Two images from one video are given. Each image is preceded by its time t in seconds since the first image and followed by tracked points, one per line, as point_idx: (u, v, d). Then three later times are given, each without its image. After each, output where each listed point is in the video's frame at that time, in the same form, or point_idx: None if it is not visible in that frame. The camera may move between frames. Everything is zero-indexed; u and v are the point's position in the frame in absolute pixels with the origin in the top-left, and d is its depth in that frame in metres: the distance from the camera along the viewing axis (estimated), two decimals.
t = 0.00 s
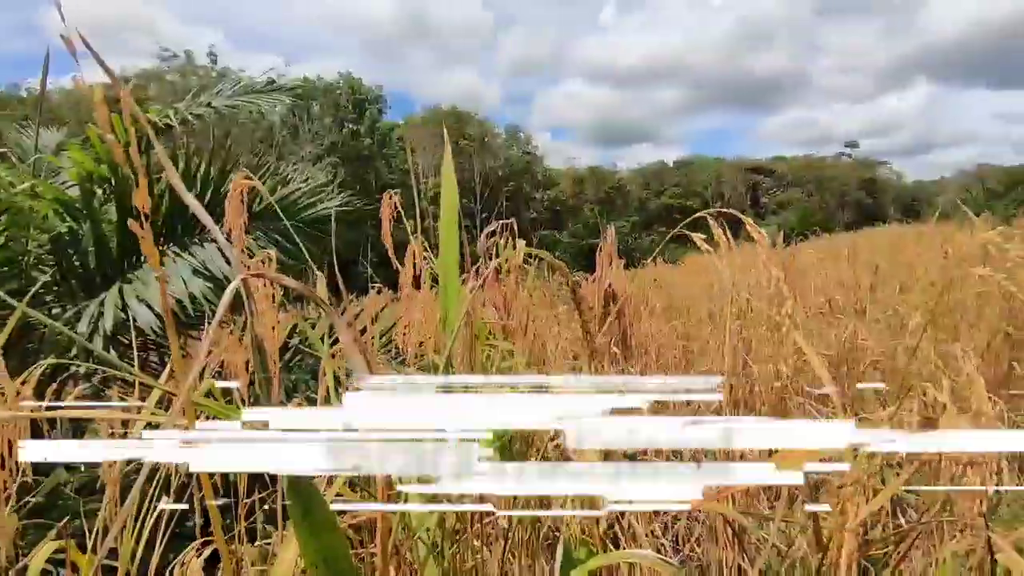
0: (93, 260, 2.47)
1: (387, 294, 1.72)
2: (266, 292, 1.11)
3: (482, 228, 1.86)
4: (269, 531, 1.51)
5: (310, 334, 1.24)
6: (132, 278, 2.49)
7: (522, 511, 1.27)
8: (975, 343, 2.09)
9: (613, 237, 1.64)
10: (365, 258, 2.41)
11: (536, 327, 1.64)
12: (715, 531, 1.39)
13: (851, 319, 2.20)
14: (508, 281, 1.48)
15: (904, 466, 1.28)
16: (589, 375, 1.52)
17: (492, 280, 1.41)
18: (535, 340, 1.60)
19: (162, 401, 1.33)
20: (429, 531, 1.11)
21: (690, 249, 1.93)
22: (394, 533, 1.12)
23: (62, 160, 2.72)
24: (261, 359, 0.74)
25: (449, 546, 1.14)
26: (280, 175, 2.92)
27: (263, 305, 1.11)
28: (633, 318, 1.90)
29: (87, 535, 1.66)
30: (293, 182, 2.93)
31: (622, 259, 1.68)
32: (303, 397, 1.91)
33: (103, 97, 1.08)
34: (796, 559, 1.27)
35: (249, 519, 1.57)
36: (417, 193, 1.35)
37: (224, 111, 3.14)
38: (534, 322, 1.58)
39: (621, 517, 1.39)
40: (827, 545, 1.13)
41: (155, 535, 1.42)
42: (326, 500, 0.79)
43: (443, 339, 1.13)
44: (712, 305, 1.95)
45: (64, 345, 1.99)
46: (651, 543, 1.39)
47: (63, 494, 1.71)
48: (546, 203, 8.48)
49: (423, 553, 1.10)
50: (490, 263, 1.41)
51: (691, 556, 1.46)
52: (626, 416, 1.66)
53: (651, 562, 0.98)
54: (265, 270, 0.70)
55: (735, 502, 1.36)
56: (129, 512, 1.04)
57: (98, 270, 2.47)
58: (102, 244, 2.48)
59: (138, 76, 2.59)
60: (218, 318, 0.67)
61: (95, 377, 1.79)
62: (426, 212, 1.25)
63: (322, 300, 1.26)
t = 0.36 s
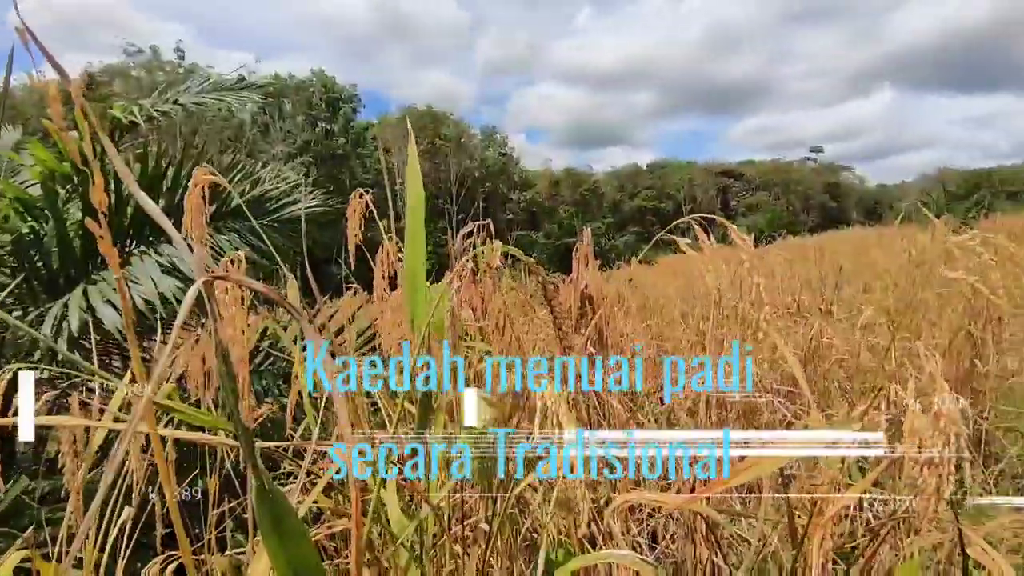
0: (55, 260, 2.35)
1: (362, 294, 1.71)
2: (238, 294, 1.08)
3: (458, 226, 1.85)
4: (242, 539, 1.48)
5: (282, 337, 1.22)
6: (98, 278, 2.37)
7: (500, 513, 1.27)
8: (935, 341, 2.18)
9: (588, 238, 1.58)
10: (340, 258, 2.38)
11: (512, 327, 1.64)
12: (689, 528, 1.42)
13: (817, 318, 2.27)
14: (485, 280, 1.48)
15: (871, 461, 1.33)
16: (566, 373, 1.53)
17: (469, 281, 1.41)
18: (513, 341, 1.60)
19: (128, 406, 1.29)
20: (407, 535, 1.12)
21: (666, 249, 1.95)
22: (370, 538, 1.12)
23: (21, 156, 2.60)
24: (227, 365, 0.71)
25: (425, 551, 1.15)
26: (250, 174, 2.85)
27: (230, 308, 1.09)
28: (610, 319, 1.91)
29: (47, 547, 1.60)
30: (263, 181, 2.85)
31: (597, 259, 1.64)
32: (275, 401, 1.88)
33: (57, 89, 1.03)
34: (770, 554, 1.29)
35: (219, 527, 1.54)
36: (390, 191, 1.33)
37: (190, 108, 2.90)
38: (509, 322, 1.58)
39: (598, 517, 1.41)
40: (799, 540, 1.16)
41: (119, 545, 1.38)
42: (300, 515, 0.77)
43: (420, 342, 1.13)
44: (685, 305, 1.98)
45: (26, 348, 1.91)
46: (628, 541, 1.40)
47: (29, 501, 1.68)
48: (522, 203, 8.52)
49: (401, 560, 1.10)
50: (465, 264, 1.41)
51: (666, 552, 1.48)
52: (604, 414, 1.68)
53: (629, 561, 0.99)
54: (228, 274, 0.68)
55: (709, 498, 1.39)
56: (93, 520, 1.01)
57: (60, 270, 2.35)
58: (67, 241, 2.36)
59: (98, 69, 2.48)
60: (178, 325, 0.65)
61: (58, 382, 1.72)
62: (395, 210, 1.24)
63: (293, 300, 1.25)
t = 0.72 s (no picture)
0: (16, 261, 2.24)
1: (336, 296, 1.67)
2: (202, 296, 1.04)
3: (433, 226, 1.83)
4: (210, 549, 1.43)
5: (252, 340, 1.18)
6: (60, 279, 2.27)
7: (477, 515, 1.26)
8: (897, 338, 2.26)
9: (563, 236, 1.60)
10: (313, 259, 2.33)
11: (489, 328, 1.63)
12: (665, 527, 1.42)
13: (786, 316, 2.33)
14: (461, 281, 1.47)
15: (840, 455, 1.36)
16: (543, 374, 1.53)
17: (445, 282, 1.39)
18: (489, 341, 1.58)
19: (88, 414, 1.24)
20: (383, 540, 1.10)
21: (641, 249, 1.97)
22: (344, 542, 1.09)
23: None
24: (187, 368, 0.67)
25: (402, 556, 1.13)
26: (218, 173, 2.76)
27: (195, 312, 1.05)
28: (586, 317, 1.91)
29: None
30: (232, 178, 2.76)
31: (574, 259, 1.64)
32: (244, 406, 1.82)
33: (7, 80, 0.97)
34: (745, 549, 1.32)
35: (188, 538, 1.49)
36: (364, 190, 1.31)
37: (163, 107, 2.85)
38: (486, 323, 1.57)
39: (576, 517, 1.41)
40: (772, 535, 1.18)
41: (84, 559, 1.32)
42: (268, 526, 0.74)
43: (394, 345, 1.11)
44: (658, 303, 1.98)
45: None
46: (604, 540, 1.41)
47: None
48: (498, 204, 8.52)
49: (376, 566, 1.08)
50: (441, 264, 1.39)
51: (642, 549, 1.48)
52: (581, 414, 1.68)
53: (608, 560, 0.99)
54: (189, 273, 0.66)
55: (685, 495, 1.41)
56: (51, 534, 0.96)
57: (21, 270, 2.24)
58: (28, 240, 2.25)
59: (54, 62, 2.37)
60: (136, 333, 0.60)
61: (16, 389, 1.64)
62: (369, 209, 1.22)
63: (263, 302, 1.21)
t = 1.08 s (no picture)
0: None
1: (310, 298, 1.64)
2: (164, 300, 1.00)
3: (410, 226, 1.81)
4: (183, 558, 1.40)
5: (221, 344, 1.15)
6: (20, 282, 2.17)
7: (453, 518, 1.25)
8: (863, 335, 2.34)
9: (542, 234, 1.57)
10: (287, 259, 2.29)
11: (466, 329, 1.63)
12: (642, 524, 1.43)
13: (757, 314, 2.38)
14: (438, 281, 1.46)
15: (809, 450, 1.40)
16: (520, 373, 1.53)
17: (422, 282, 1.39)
18: (467, 341, 1.58)
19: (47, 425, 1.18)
20: (360, 543, 1.10)
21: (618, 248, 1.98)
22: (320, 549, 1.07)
23: None
24: (147, 377, 0.65)
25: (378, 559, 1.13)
26: (186, 171, 2.68)
27: (158, 316, 1.02)
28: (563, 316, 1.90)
29: None
30: (201, 177, 2.69)
31: (553, 259, 1.64)
32: (214, 411, 1.78)
33: None
34: (719, 543, 1.35)
35: (158, 546, 1.45)
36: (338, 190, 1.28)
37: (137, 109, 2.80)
38: (462, 323, 1.57)
39: (554, 516, 1.42)
40: (745, 529, 1.21)
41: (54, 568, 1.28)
42: (238, 537, 0.72)
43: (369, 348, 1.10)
44: (634, 303, 2.00)
45: None
46: (584, 538, 1.42)
47: None
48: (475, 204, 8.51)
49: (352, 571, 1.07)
50: (417, 266, 1.38)
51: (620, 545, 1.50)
52: (559, 414, 1.69)
53: (588, 559, 1.00)
54: (149, 275, 0.63)
55: (662, 492, 1.43)
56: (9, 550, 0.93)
57: None
58: None
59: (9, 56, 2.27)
60: (90, 342, 0.56)
61: None
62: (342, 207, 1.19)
63: (230, 305, 1.18)
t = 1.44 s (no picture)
0: None
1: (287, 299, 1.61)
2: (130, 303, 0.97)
3: (388, 225, 1.79)
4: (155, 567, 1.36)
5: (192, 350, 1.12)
6: None
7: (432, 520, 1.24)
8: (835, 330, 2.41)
9: (522, 233, 1.57)
10: (262, 259, 2.24)
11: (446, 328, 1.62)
12: (622, 519, 1.44)
13: (733, 311, 2.42)
14: (418, 281, 1.45)
15: (786, 443, 1.43)
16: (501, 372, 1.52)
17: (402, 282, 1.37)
18: (448, 340, 1.57)
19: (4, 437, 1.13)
20: (339, 547, 1.09)
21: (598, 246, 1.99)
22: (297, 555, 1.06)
23: None
24: (102, 385, 0.63)
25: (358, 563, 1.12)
26: (155, 170, 2.60)
27: (124, 321, 0.99)
28: (543, 314, 1.90)
29: None
30: (171, 176, 2.61)
31: (533, 258, 1.64)
32: (186, 416, 1.73)
33: None
34: (699, 536, 1.37)
35: (130, 555, 1.42)
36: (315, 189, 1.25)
37: (109, 111, 2.67)
38: (442, 322, 1.56)
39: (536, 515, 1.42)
40: (724, 522, 1.24)
41: None
42: (205, 552, 0.70)
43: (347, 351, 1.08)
44: (615, 300, 2.01)
45: None
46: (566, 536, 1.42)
47: None
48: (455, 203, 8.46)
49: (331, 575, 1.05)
50: (397, 265, 1.36)
51: (602, 541, 1.52)
52: (541, 412, 1.69)
53: (570, 557, 1.00)
54: (104, 280, 0.62)
55: (642, 488, 1.44)
56: None
57: None
58: None
59: None
60: (38, 347, 0.55)
61: None
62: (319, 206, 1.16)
63: (201, 308, 1.14)
